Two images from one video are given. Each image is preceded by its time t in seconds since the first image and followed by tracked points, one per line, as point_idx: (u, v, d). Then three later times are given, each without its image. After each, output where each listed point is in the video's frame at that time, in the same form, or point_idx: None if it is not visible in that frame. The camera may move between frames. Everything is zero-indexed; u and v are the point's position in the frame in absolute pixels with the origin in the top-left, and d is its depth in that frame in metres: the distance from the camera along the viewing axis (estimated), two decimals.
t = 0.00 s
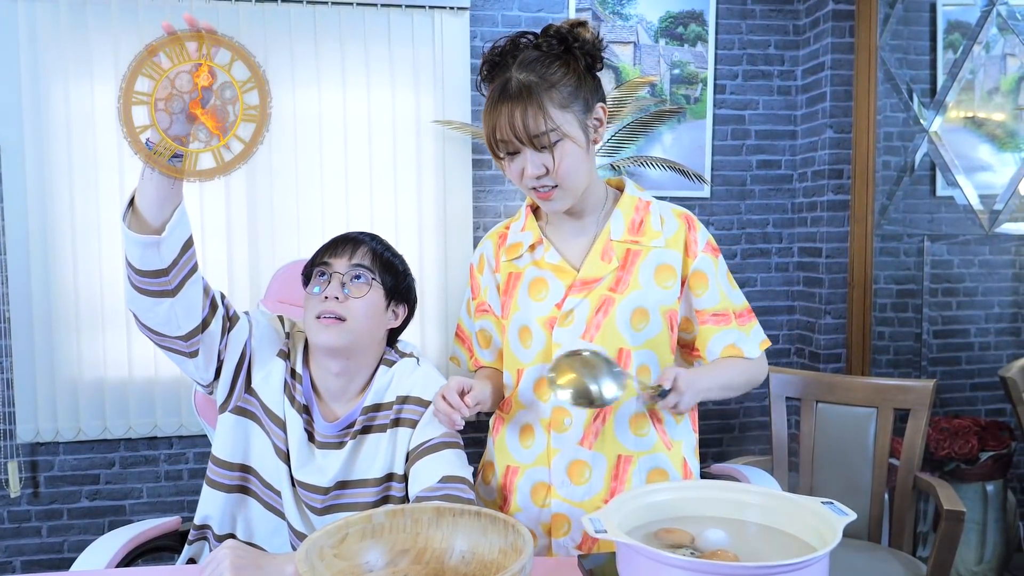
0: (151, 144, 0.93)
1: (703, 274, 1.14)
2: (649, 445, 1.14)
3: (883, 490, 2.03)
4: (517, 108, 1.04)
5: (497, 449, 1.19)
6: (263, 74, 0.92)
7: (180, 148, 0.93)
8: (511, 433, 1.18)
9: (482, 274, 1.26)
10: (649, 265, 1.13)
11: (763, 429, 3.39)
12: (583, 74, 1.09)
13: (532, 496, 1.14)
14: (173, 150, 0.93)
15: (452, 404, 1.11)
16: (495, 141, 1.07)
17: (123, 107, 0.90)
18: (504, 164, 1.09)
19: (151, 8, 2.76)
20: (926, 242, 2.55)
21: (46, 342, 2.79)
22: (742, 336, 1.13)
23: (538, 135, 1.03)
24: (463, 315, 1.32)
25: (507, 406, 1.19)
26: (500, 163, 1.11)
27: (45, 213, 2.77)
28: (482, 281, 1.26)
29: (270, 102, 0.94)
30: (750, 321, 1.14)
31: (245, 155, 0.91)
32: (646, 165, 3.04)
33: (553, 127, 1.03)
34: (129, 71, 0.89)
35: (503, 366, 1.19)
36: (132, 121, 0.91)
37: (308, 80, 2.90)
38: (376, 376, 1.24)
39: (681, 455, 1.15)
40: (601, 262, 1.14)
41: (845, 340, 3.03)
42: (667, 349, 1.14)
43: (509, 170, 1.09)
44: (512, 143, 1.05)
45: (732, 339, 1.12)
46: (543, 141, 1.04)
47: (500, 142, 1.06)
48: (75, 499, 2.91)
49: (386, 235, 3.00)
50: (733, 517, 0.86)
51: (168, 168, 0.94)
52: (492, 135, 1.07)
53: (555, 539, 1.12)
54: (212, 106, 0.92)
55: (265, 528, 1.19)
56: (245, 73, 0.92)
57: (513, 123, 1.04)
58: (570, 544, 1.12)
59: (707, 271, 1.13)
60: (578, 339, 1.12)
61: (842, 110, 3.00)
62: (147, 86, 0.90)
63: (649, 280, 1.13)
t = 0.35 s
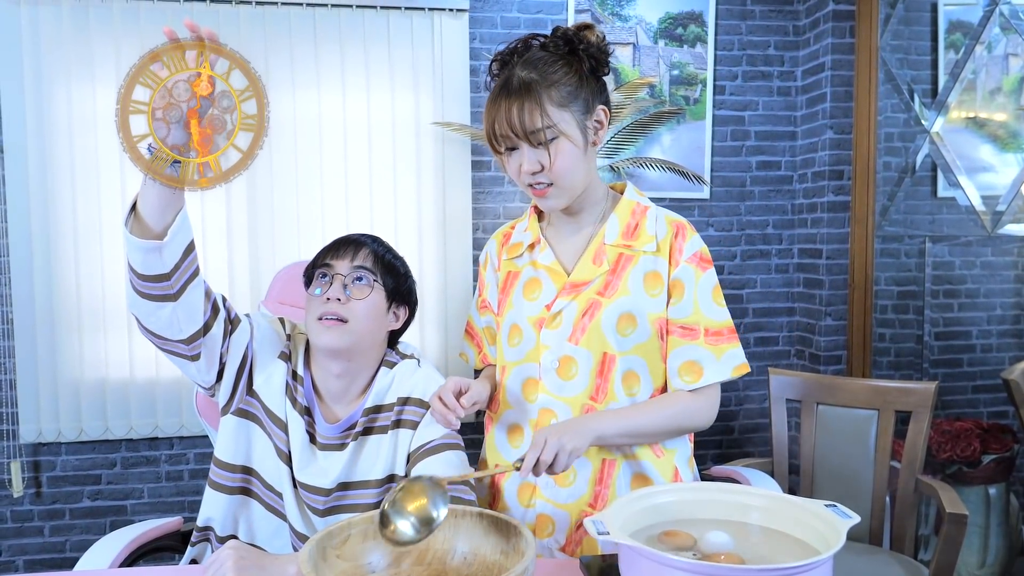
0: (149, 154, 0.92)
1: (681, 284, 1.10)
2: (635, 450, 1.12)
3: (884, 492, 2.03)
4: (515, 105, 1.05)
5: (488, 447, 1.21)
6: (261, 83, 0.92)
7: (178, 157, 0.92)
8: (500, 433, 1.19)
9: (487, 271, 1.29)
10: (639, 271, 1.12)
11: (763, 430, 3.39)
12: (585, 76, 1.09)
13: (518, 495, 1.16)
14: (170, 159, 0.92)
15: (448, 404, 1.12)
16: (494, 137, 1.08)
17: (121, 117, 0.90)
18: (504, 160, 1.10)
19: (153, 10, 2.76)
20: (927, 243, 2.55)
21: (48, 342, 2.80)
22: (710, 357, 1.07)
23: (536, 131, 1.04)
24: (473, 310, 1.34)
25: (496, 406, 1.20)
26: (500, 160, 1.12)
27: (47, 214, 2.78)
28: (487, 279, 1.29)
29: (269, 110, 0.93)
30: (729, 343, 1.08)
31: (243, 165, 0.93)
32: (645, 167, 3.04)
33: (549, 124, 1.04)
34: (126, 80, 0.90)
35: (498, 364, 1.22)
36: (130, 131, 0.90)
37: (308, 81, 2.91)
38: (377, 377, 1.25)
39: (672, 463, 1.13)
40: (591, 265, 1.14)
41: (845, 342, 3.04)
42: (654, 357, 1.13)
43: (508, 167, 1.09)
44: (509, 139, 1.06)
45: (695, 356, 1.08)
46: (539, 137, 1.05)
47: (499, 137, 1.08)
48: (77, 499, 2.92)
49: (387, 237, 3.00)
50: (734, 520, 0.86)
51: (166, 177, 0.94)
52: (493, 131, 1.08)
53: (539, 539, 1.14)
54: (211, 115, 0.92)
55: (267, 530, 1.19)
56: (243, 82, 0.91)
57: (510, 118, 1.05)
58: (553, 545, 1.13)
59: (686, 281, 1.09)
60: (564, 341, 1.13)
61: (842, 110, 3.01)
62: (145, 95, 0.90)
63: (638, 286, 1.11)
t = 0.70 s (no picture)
0: (154, 155, 0.91)
1: (672, 283, 1.08)
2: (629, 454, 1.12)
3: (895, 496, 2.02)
4: (520, 87, 1.07)
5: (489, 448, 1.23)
6: (266, 83, 0.92)
7: (185, 158, 0.91)
8: (497, 434, 1.20)
9: (492, 272, 1.31)
10: (633, 272, 1.11)
11: (772, 432, 3.37)
12: (597, 74, 1.09)
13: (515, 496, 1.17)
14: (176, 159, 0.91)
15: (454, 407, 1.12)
16: (498, 117, 1.11)
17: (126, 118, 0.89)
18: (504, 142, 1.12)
19: (165, 12, 2.78)
20: (939, 244, 2.53)
21: (60, 342, 2.82)
22: (696, 360, 1.06)
23: (534, 115, 1.06)
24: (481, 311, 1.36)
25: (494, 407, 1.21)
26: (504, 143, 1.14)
27: (60, 214, 2.80)
28: (492, 279, 1.31)
29: (275, 111, 0.92)
30: (715, 347, 1.06)
31: (246, 166, 0.90)
32: (654, 168, 3.03)
33: (547, 111, 1.05)
34: (131, 81, 0.89)
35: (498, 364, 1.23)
36: (135, 132, 0.89)
37: (318, 83, 2.92)
38: (386, 377, 1.25)
39: (667, 469, 1.13)
40: (587, 267, 1.14)
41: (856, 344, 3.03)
42: (648, 360, 1.12)
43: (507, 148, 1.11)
44: (510, 121, 1.09)
45: (680, 357, 1.06)
46: (536, 122, 1.06)
47: (502, 119, 1.10)
48: (89, 498, 2.94)
49: (395, 237, 3.01)
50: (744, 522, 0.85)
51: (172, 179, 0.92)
52: (497, 112, 1.11)
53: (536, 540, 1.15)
54: (216, 115, 0.91)
55: (277, 529, 1.20)
56: (248, 83, 0.92)
57: (513, 99, 1.07)
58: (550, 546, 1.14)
59: (677, 281, 1.08)
60: (558, 343, 1.13)
61: (853, 111, 2.99)
62: (150, 96, 0.89)
63: (632, 288, 1.11)
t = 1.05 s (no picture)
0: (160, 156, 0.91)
1: (678, 292, 1.08)
2: (628, 464, 1.12)
3: (908, 496, 2.01)
4: (522, 80, 1.12)
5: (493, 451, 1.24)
6: (271, 84, 0.91)
7: (190, 159, 0.92)
8: (500, 439, 1.21)
9: (496, 274, 1.31)
10: (635, 280, 1.11)
11: (783, 432, 3.36)
12: (599, 76, 1.13)
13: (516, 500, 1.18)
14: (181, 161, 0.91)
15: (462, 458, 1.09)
16: (499, 109, 1.15)
17: (131, 120, 0.90)
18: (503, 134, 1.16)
19: (175, 14, 2.79)
20: (951, 244, 2.51)
21: (71, 342, 2.84)
22: (706, 369, 1.05)
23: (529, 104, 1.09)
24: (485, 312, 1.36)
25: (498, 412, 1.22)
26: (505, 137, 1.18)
27: (72, 215, 2.82)
28: (496, 282, 1.31)
29: (279, 111, 0.92)
30: (725, 355, 1.06)
31: (251, 168, 0.91)
32: (664, 167, 3.06)
33: (542, 100, 1.08)
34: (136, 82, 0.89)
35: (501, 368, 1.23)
36: (140, 133, 0.90)
37: (328, 83, 2.92)
38: (394, 378, 1.25)
39: (672, 474, 1.14)
40: (589, 274, 1.14)
41: (867, 344, 3.01)
42: (651, 367, 1.12)
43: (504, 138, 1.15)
44: (509, 113, 1.13)
45: (690, 367, 1.05)
46: (531, 111, 1.09)
47: (502, 110, 1.14)
48: (99, 497, 2.96)
49: (404, 238, 3.01)
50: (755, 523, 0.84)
51: (178, 180, 0.93)
52: (498, 104, 1.15)
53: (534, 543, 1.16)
54: (221, 116, 0.91)
55: (286, 530, 1.20)
56: (253, 83, 0.91)
57: (513, 90, 1.12)
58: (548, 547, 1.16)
59: (682, 290, 1.08)
60: (560, 351, 1.13)
61: (864, 109, 2.97)
62: (155, 98, 0.90)
63: (634, 296, 1.11)
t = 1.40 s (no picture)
0: (163, 160, 0.91)
1: (674, 299, 1.07)
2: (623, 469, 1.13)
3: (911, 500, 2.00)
4: (517, 84, 1.13)
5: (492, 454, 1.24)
6: (275, 88, 0.92)
7: (194, 163, 0.91)
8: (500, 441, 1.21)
9: (495, 276, 1.31)
10: (630, 285, 1.11)
11: (787, 435, 3.35)
12: (594, 78, 1.14)
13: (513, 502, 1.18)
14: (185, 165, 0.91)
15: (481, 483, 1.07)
16: (494, 113, 1.16)
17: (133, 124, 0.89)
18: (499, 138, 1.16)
19: (179, 16, 2.80)
20: (954, 246, 2.51)
21: (75, 343, 2.85)
22: (720, 372, 1.04)
23: (524, 106, 1.10)
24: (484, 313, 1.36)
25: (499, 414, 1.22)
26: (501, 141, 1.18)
27: (76, 216, 2.82)
28: (495, 283, 1.31)
29: (282, 115, 0.92)
30: (736, 357, 1.05)
31: (256, 172, 0.91)
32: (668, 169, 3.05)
33: (537, 103, 1.09)
34: (139, 86, 0.89)
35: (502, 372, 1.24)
36: (142, 136, 0.89)
37: (332, 85, 2.93)
38: (398, 380, 1.25)
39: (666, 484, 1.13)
40: (585, 279, 1.13)
41: (870, 346, 3.01)
42: (649, 372, 1.12)
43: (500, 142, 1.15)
44: (505, 117, 1.13)
45: (705, 372, 1.05)
46: (526, 113, 1.10)
47: (498, 115, 1.15)
48: (102, 498, 2.96)
49: (407, 239, 3.01)
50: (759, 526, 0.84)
51: (182, 184, 0.93)
52: (494, 109, 1.16)
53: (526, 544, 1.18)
54: (226, 120, 0.91)
55: (288, 532, 1.20)
56: (257, 87, 0.91)
57: (509, 94, 1.12)
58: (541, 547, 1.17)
59: (678, 297, 1.07)
60: (557, 356, 1.13)
61: (868, 112, 2.97)
62: (157, 101, 0.89)
63: (630, 302, 1.10)
